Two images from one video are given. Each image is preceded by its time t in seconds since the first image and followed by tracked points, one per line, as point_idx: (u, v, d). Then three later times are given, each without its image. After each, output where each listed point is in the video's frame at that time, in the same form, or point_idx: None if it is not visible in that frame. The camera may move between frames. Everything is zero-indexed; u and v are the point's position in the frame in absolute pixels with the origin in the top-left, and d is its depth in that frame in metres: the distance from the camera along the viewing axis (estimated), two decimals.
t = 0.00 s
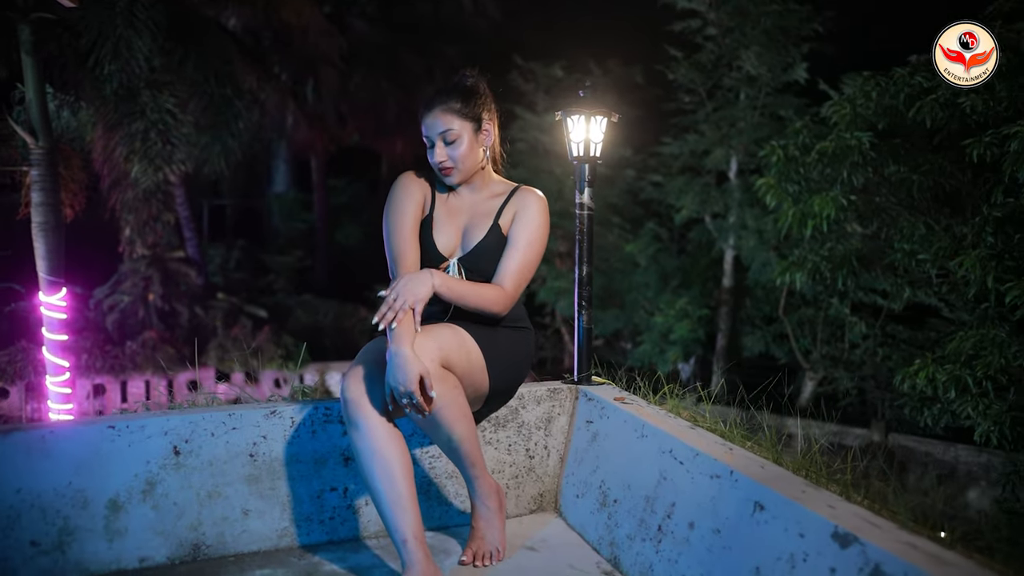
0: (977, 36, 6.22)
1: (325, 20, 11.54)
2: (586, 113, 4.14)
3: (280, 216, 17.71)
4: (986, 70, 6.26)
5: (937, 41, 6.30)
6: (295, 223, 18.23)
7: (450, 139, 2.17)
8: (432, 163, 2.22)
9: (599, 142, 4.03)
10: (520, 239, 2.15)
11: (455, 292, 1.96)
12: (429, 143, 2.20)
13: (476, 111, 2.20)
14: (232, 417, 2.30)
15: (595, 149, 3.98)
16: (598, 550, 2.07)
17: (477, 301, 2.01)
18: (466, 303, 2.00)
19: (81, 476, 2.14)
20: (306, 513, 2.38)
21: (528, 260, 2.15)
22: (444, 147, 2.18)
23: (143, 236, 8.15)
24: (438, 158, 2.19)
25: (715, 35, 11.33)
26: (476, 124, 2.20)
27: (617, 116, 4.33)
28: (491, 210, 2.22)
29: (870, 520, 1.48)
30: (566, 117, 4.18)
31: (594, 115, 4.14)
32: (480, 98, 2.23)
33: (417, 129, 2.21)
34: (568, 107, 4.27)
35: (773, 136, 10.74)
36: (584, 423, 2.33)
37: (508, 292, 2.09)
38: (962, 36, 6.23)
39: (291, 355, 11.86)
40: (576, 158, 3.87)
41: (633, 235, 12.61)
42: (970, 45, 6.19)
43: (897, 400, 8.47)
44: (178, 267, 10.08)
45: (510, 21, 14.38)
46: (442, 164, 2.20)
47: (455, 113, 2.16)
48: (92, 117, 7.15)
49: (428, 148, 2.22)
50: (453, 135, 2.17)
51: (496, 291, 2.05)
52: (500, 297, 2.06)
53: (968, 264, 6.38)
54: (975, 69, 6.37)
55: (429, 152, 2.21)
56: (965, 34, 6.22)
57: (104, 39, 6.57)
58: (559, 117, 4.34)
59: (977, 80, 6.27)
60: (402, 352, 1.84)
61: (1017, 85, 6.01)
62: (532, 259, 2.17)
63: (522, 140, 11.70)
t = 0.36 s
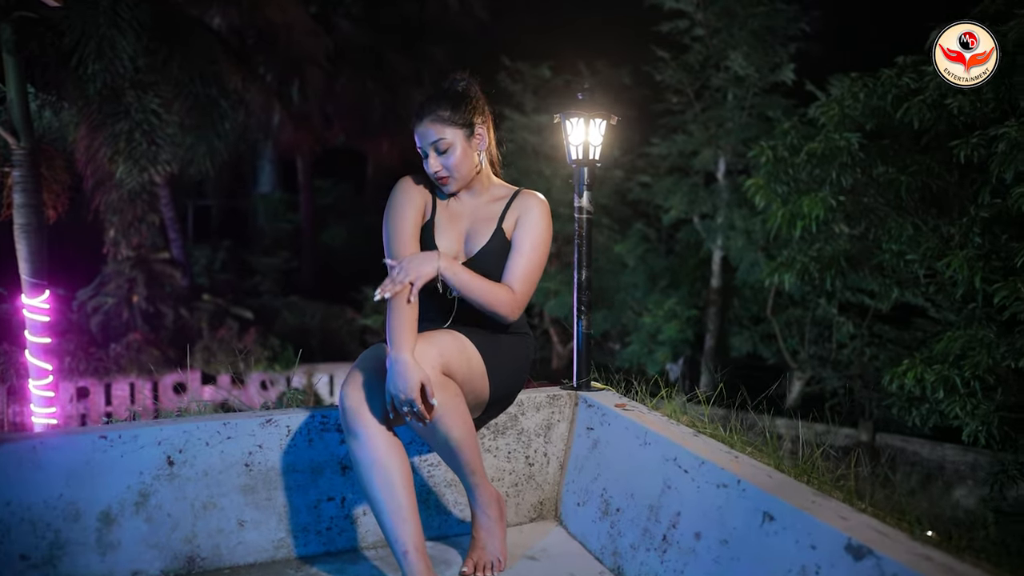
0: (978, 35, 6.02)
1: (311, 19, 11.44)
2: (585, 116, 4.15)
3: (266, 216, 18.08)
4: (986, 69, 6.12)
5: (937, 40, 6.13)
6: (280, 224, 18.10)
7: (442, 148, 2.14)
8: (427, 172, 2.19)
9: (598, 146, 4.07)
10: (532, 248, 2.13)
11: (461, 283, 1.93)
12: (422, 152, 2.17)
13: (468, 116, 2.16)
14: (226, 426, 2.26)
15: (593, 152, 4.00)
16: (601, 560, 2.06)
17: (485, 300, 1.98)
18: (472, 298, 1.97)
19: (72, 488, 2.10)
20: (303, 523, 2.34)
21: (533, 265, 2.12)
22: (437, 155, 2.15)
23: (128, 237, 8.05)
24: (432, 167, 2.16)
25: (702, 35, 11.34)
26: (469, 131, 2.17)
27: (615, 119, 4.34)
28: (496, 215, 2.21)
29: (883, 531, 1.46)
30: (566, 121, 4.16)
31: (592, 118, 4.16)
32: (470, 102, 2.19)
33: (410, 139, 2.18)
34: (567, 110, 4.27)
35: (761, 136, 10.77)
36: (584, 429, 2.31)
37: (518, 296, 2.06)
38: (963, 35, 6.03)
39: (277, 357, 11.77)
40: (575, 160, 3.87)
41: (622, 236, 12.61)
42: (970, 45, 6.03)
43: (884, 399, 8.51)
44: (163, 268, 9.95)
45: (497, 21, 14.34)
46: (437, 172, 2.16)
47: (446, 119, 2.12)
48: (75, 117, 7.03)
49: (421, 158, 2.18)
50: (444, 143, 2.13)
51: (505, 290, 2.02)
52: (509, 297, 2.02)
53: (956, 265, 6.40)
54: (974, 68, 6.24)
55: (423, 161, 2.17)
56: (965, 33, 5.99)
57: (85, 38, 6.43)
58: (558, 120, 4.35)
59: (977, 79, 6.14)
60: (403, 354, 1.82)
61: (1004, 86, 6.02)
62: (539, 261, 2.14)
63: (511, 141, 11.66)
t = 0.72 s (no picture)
0: (978, 35, 5.78)
1: (295, 19, 11.37)
2: (583, 116, 4.07)
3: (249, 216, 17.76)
4: (986, 69, 5.95)
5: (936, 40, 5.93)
6: (265, 224, 17.95)
7: (433, 151, 2.09)
8: (419, 174, 2.15)
9: (596, 146, 4.01)
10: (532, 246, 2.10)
11: (457, 263, 1.94)
12: (413, 155, 2.13)
13: (460, 116, 2.11)
14: (219, 433, 2.21)
15: (592, 153, 3.93)
16: (603, 567, 2.04)
17: (484, 290, 1.96)
18: (470, 286, 1.96)
19: (60, 499, 2.05)
20: (298, 532, 2.30)
21: (532, 264, 2.08)
22: (427, 158, 2.11)
23: (110, 237, 7.94)
24: (423, 170, 2.12)
25: (689, 35, 11.35)
26: (462, 133, 2.11)
27: (614, 119, 4.30)
28: (494, 215, 2.18)
29: (897, 539, 1.44)
30: (563, 120, 4.11)
31: (591, 118, 4.09)
32: (461, 101, 2.13)
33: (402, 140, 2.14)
34: (565, 109, 4.18)
35: (748, 136, 10.80)
36: (584, 434, 2.29)
37: (518, 292, 2.02)
38: (962, 36, 5.81)
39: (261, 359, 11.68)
40: (574, 162, 3.83)
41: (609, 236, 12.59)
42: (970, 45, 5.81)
43: (869, 398, 8.56)
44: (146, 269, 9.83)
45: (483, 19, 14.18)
46: (429, 175, 2.12)
47: (436, 121, 2.07)
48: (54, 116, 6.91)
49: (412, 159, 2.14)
50: (434, 146, 2.09)
51: (504, 285, 1.99)
52: (509, 292, 1.99)
53: (942, 264, 6.41)
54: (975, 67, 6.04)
55: (414, 163, 2.13)
56: (966, 33, 5.80)
57: (64, 36, 6.30)
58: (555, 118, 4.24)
59: (977, 80, 5.97)
60: (402, 358, 1.78)
61: (987, 87, 6.05)
62: (540, 257, 2.11)
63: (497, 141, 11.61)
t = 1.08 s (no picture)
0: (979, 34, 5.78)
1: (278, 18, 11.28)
2: (580, 115, 4.07)
3: (233, 217, 17.25)
4: (986, 70, 5.92)
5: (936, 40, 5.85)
6: (249, 224, 17.78)
7: (425, 149, 2.06)
8: (412, 173, 2.13)
9: (594, 146, 4.03)
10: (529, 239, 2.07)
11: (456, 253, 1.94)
12: (406, 154, 2.10)
13: (454, 114, 2.07)
14: (212, 439, 2.17)
15: (589, 152, 3.97)
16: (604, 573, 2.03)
17: (482, 281, 1.94)
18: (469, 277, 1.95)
19: (49, 508, 2.00)
20: (293, 540, 2.26)
21: (531, 259, 2.05)
22: (419, 157, 2.08)
23: (91, 239, 7.64)
24: (416, 169, 2.09)
25: (675, 35, 11.35)
26: (456, 132, 2.08)
27: (610, 118, 4.29)
28: (490, 210, 2.15)
29: (909, 546, 1.43)
30: (560, 120, 4.10)
31: (588, 118, 4.08)
32: (455, 98, 2.10)
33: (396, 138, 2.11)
34: (562, 109, 4.18)
35: (735, 136, 10.83)
36: (584, 438, 2.28)
37: (516, 286, 2.00)
38: (963, 36, 5.80)
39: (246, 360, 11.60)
40: (571, 162, 3.86)
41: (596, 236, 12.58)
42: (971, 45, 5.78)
43: (856, 397, 8.60)
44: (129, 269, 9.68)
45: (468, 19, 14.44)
46: (421, 173, 2.10)
47: (429, 120, 2.04)
48: (35, 116, 6.77)
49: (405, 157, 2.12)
50: (428, 145, 2.06)
51: (502, 276, 1.97)
52: (507, 284, 1.97)
53: (930, 263, 6.44)
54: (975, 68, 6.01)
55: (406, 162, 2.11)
56: (967, 33, 5.78)
57: (46, 34, 6.23)
58: (552, 119, 4.24)
59: (977, 80, 5.94)
60: (403, 358, 1.76)
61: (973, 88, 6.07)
62: (538, 249, 2.07)
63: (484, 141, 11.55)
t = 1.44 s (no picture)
0: (978, 35, 5.77)
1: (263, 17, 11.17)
2: (577, 115, 4.04)
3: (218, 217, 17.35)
4: (986, 69, 5.83)
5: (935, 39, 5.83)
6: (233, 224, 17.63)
7: (419, 145, 2.05)
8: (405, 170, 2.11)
9: (590, 146, 4.03)
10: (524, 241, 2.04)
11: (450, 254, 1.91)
12: (399, 150, 2.08)
13: (451, 111, 2.05)
14: (204, 445, 2.14)
15: (585, 153, 3.96)
16: None
17: (475, 283, 1.92)
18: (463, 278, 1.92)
19: (36, 516, 1.97)
20: (287, 547, 2.23)
21: (526, 260, 2.02)
22: (413, 152, 2.06)
23: (75, 240, 7.56)
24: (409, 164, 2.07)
25: (663, 35, 11.35)
26: (451, 130, 2.06)
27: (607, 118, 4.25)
28: (483, 209, 2.12)
29: (916, 552, 1.41)
30: (557, 119, 4.08)
31: (585, 118, 4.05)
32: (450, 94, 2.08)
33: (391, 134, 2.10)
34: (557, 109, 4.15)
35: (723, 136, 10.85)
36: (581, 441, 2.27)
37: (510, 287, 1.97)
38: (963, 36, 5.78)
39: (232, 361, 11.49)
40: (567, 163, 3.83)
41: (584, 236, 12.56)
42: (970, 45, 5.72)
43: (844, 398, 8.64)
44: (113, 271, 9.54)
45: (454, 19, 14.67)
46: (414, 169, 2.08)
47: (424, 116, 2.02)
48: (16, 115, 6.64)
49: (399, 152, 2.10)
50: (421, 141, 2.04)
51: (495, 279, 1.95)
52: (501, 286, 1.95)
53: (917, 263, 6.45)
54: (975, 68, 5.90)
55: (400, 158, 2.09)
56: (966, 33, 5.79)
57: (29, 33, 6.17)
58: (547, 118, 4.22)
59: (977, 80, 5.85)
60: (400, 362, 1.73)
61: (959, 88, 6.08)
62: (533, 250, 2.04)
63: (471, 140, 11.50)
